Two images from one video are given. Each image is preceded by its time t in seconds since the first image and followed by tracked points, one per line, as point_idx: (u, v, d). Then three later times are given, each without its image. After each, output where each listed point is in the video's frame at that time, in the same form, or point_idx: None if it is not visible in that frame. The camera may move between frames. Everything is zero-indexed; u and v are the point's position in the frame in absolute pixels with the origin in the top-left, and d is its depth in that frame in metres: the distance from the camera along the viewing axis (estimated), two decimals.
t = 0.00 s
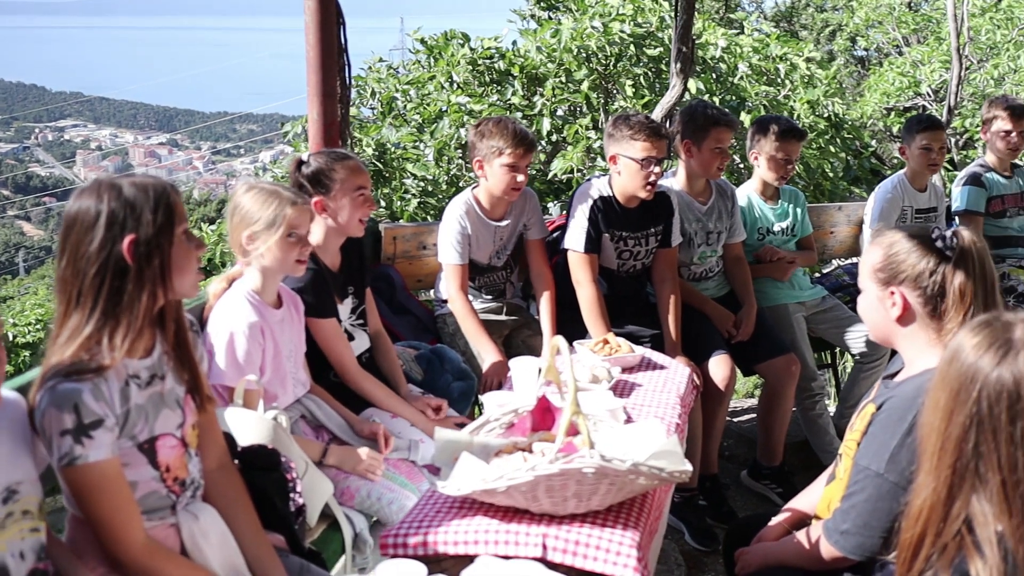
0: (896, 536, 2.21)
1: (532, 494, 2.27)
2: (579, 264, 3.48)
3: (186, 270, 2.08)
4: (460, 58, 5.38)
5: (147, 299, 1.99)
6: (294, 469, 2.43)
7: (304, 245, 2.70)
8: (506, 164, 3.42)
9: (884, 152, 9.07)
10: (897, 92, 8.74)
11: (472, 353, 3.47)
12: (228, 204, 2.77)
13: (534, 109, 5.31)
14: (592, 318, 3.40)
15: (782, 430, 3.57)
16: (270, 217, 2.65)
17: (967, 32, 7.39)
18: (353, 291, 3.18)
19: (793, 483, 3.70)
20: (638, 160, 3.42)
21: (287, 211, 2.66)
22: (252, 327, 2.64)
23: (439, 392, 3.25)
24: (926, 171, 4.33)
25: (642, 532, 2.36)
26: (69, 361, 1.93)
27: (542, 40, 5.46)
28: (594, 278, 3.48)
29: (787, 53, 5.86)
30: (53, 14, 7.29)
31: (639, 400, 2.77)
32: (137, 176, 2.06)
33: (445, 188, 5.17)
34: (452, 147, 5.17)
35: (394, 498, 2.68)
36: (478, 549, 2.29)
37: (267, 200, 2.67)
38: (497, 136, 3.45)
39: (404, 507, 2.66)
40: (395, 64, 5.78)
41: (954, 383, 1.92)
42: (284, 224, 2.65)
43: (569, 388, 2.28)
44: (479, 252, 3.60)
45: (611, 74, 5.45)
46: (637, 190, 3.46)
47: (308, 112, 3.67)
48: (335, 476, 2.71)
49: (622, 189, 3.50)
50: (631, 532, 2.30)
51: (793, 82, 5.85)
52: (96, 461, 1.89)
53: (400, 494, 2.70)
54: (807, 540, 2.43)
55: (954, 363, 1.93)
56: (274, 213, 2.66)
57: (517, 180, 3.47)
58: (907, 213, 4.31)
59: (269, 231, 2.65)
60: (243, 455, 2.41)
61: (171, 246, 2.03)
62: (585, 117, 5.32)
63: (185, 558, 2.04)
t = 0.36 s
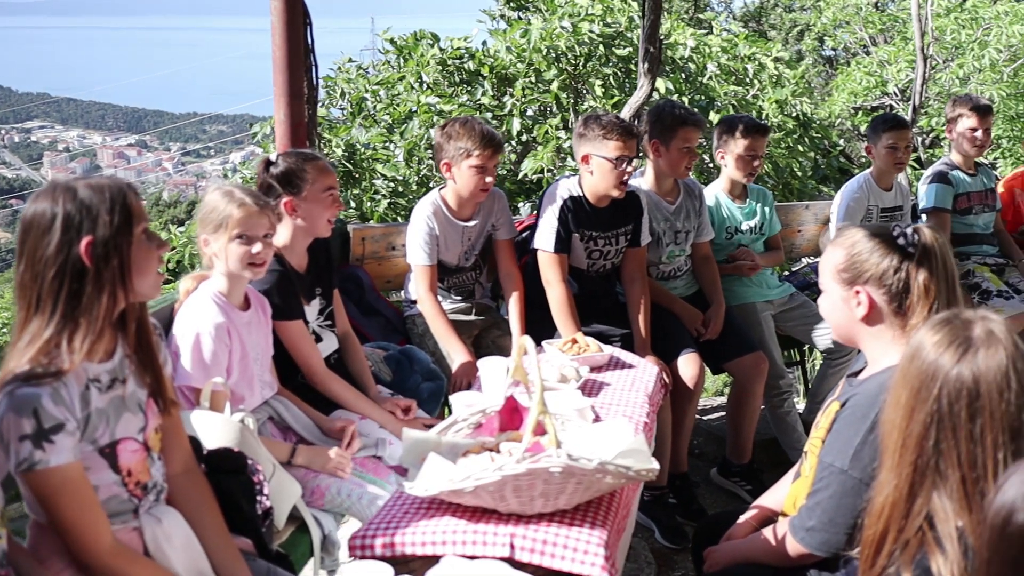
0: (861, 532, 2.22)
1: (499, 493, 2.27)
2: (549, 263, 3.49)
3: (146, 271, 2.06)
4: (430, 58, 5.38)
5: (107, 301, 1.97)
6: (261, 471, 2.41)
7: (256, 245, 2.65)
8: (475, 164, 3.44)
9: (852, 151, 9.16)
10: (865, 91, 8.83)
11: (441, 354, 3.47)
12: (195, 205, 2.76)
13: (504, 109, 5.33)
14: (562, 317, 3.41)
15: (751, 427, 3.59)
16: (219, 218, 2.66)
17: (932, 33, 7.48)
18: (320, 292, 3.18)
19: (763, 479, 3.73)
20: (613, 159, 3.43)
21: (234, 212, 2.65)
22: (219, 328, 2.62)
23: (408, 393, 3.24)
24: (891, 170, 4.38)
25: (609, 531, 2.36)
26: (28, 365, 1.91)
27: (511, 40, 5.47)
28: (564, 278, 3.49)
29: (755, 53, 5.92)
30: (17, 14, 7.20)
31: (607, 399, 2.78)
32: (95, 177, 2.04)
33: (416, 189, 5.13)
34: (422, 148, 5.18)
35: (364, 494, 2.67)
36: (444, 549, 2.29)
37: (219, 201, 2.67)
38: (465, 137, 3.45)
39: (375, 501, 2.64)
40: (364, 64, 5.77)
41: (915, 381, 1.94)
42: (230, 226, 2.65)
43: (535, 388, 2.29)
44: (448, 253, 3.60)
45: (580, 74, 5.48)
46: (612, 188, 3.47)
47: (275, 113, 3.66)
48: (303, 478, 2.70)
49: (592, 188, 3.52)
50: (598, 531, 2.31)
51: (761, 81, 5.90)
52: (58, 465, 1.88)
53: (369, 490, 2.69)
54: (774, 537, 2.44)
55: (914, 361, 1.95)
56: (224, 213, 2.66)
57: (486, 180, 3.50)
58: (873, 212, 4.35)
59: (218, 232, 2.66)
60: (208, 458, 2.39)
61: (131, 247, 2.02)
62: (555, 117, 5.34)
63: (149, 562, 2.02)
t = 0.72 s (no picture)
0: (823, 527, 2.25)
1: (464, 493, 2.27)
2: (515, 263, 3.50)
3: (107, 273, 2.04)
4: (396, 58, 5.37)
5: (66, 305, 1.96)
6: (225, 475, 2.38)
7: (227, 249, 2.65)
8: (440, 164, 3.44)
9: (818, 150, 9.26)
10: (829, 90, 8.91)
11: (408, 354, 3.47)
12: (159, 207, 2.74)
13: (471, 109, 5.34)
14: (529, 317, 3.42)
15: (718, 425, 3.62)
16: (188, 222, 2.64)
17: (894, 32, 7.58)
18: (285, 293, 3.18)
19: (729, 476, 3.77)
20: (579, 157, 3.44)
21: (203, 216, 2.63)
22: (183, 331, 2.61)
23: (374, 394, 3.25)
24: (851, 171, 4.46)
25: (574, 530, 2.37)
26: None
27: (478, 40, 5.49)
28: (530, 278, 3.50)
29: (720, 52, 5.97)
30: None
31: (572, 398, 2.79)
32: (53, 179, 2.02)
33: (383, 189, 5.14)
34: (389, 148, 5.19)
35: (330, 500, 2.66)
36: (409, 550, 2.29)
37: (184, 205, 2.66)
38: (429, 137, 3.46)
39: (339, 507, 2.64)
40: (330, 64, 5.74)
41: (874, 376, 1.95)
42: (199, 230, 2.63)
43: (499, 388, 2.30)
44: (414, 253, 3.60)
45: (547, 74, 5.50)
46: (577, 187, 3.48)
47: (239, 113, 3.63)
48: (269, 480, 2.69)
49: (559, 188, 3.53)
50: (564, 530, 2.31)
51: (726, 81, 5.94)
52: (20, 468, 1.88)
53: (334, 495, 2.68)
54: (738, 533, 2.46)
55: (874, 356, 1.97)
56: (192, 217, 2.64)
57: (453, 179, 3.49)
58: (835, 209, 4.40)
59: (187, 237, 2.63)
60: (171, 462, 2.37)
61: (90, 249, 2.00)
62: (522, 116, 5.37)
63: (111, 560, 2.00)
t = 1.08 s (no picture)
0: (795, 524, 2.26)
1: (437, 495, 2.27)
2: (489, 263, 3.50)
3: (75, 275, 2.02)
4: (369, 58, 5.36)
5: (33, 307, 1.94)
6: (196, 479, 2.36)
7: (200, 249, 2.65)
8: (409, 169, 3.43)
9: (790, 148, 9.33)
10: (801, 89, 8.98)
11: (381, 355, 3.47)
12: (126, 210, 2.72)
13: (444, 109, 5.34)
14: (503, 317, 3.42)
15: (691, 423, 3.64)
16: (159, 223, 2.62)
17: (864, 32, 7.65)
18: (259, 294, 3.17)
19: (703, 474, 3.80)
20: (550, 157, 3.45)
21: (175, 217, 2.62)
22: (153, 334, 2.58)
23: (348, 395, 3.24)
24: (823, 166, 4.48)
25: (547, 529, 2.37)
26: None
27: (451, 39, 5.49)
28: (504, 278, 3.50)
29: (692, 52, 6.00)
30: None
31: (545, 397, 2.80)
32: (18, 181, 2.00)
33: (357, 190, 5.13)
34: (362, 148, 5.17)
35: (302, 503, 2.66)
36: (382, 551, 2.28)
37: (155, 207, 2.64)
38: (398, 140, 3.44)
39: (312, 510, 2.64)
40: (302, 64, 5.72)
41: (846, 373, 1.97)
42: (173, 231, 2.61)
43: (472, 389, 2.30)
44: (386, 254, 3.59)
45: (520, 74, 5.52)
46: (549, 186, 3.48)
47: (209, 114, 3.62)
48: (240, 483, 2.68)
49: (532, 186, 3.53)
50: (537, 530, 2.32)
51: (699, 80, 5.97)
52: None
53: (307, 497, 2.68)
54: (710, 531, 2.48)
55: (845, 354, 1.99)
56: (164, 218, 2.63)
57: (422, 183, 3.49)
58: (807, 208, 4.43)
59: (159, 239, 2.61)
60: (142, 466, 2.35)
61: (55, 251, 1.98)
62: (495, 116, 5.37)
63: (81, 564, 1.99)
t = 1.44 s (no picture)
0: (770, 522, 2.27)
1: (409, 496, 2.26)
2: (462, 263, 3.50)
3: (41, 274, 2.00)
4: (342, 59, 5.36)
5: None
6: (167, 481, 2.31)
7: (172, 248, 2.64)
8: (374, 163, 3.43)
9: (765, 147, 9.39)
10: (774, 89, 9.04)
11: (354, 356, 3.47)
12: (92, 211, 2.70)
13: (418, 109, 5.35)
14: (477, 317, 3.42)
15: (666, 421, 3.66)
16: (131, 223, 2.59)
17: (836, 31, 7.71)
18: (231, 295, 3.16)
19: (678, 471, 3.82)
20: (522, 156, 3.45)
21: (150, 216, 2.60)
22: (122, 336, 2.57)
23: (321, 396, 3.23)
24: (798, 163, 4.49)
25: (520, 529, 2.37)
26: None
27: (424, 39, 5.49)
28: (478, 277, 3.49)
29: (666, 52, 6.03)
30: None
31: (518, 397, 2.80)
32: None
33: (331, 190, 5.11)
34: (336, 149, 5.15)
35: (275, 499, 2.65)
36: (354, 552, 2.27)
37: (125, 206, 2.61)
38: (364, 135, 3.46)
39: (287, 506, 2.63)
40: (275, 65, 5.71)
41: (820, 369, 1.98)
42: (147, 230, 2.59)
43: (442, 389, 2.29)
44: (357, 254, 3.58)
45: (494, 74, 5.53)
46: (523, 185, 3.48)
47: (180, 115, 3.60)
48: (213, 485, 2.67)
49: (504, 185, 3.53)
50: (510, 530, 2.32)
51: (673, 80, 6.01)
52: None
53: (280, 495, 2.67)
54: (682, 529, 2.49)
55: (820, 350, 2.00)
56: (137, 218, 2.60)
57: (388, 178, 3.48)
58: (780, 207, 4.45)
59: (133, 237, 2.59)
60: (112, 468, 2.32)
61: (20, 250, 1.97)
62: (469, 116, 5.38)
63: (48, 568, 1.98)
